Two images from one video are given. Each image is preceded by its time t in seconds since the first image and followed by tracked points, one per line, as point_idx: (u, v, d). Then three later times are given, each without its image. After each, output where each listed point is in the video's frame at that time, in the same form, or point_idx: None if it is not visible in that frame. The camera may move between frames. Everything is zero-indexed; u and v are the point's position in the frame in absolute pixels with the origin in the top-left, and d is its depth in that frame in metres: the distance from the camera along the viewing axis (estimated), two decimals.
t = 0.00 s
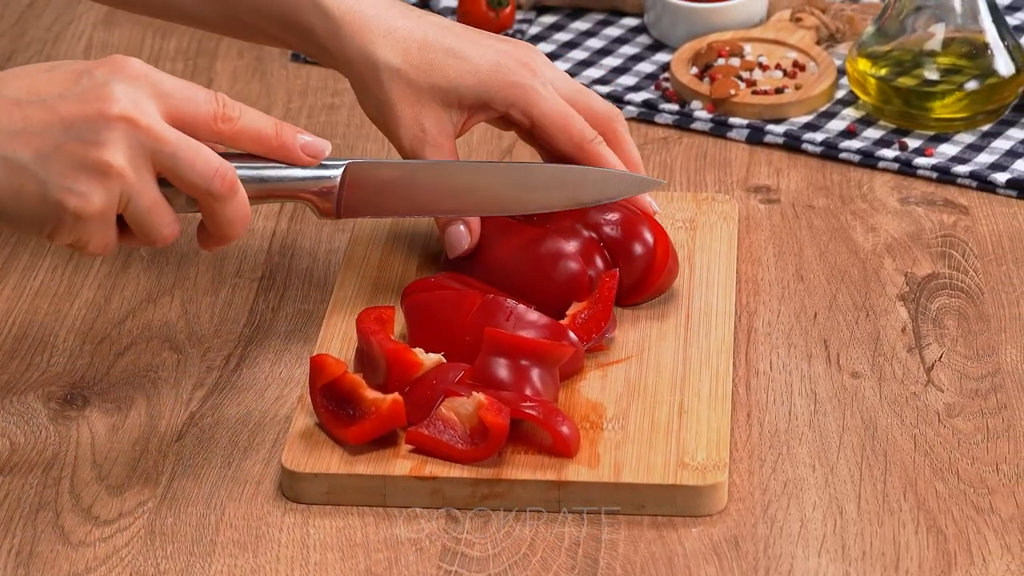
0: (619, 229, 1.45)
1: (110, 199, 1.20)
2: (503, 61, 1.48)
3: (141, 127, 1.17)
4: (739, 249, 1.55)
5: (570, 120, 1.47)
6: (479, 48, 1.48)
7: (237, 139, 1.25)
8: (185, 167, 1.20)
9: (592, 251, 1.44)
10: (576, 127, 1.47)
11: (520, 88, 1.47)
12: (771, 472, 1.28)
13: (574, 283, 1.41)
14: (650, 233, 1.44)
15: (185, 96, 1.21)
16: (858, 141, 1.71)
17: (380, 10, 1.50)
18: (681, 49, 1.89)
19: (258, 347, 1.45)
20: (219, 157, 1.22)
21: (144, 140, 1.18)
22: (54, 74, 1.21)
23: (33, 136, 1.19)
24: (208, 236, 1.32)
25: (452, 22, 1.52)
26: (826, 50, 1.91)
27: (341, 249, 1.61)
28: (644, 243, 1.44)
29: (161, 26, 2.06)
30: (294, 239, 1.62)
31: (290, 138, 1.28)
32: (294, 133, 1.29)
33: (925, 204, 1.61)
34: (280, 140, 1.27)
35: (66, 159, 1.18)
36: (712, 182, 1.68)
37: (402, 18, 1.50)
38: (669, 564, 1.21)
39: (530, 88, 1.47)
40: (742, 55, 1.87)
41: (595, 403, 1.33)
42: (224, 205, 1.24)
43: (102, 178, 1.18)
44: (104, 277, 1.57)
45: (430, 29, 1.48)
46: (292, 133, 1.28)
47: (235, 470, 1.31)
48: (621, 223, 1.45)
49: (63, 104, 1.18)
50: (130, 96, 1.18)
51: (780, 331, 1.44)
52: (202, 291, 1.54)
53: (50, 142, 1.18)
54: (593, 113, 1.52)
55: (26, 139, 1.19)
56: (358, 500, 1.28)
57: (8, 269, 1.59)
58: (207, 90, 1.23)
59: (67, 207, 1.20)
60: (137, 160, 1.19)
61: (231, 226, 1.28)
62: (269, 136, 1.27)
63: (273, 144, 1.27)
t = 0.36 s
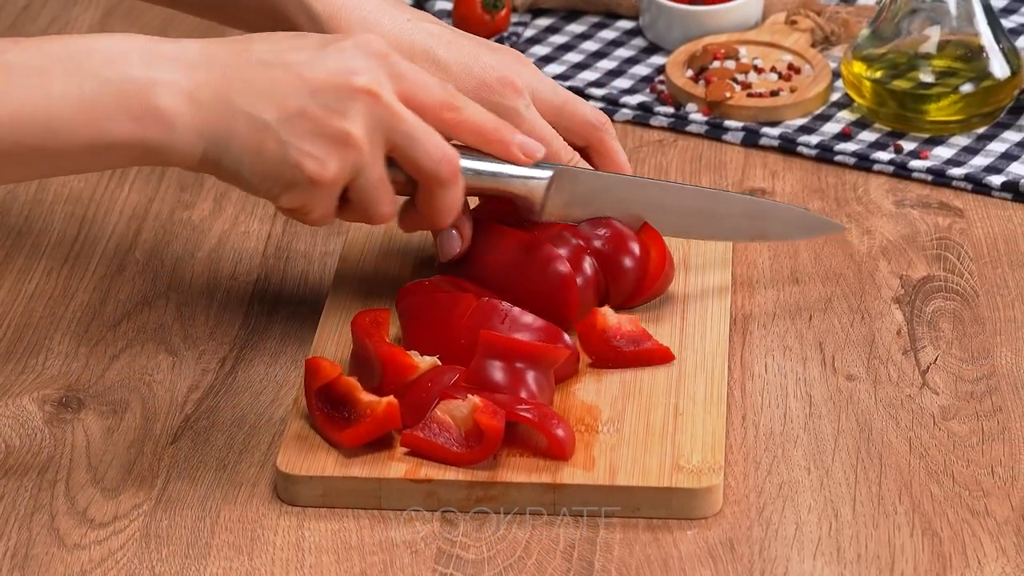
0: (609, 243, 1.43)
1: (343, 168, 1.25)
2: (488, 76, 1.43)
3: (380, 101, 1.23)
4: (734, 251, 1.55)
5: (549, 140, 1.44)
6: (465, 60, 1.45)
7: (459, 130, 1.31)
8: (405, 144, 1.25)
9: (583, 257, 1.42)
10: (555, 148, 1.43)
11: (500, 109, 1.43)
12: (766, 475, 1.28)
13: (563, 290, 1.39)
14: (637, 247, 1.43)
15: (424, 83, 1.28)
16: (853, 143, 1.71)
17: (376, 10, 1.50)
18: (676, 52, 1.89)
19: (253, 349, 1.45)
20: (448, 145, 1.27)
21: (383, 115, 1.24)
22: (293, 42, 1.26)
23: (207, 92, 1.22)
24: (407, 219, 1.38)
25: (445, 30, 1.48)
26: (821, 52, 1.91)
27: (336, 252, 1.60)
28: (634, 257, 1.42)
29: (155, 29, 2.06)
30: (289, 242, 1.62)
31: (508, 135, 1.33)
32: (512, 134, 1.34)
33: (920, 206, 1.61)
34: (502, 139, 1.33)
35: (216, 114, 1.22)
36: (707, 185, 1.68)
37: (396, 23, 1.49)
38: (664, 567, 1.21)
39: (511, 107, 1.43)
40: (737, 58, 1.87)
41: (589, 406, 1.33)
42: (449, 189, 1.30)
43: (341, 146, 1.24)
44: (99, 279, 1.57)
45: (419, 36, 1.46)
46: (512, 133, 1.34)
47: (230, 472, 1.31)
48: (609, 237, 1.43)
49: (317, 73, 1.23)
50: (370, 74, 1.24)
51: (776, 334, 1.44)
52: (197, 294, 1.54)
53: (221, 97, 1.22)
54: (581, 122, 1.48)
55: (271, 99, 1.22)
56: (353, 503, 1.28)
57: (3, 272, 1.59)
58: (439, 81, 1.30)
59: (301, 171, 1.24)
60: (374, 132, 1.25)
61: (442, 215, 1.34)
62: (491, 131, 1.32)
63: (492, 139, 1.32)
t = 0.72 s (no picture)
0: (597, 243, 1.43)
1: (203, 188, 1.17)
2: (476, 86, 1.42)
3: (252, 126, 1.16)
4: (729, 254, 1.56)
5: (540, 151, 1.43)
6: (454, 69, 1.42)
7: (333, 157, 1.23)
8: (286, 173, 1.19)
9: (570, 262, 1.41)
10: (543, 156, 1.43)
11: (490, 121, 1.42)
12: (761, 477, 1.28)
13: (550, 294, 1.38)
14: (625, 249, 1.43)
15: (294, 107, 1.20)
16: (848, 146, 1.71)
17: (364, 17, 1.45)
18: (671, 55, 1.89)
19: (249, 352, 1.45)
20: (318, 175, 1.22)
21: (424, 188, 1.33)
22: (179, 54, 1.18)
23: (71, 95, 1.13)
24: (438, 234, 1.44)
25: (434, 39, 1.45)
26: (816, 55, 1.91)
27: (331, 254, 1.60)
28: (622, 257, 1.43)
29: (150, 32, 2.06)
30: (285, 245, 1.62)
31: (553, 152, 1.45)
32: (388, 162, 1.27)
33: (915, 209, 1.61)
34: (377, 166, 1.26)
35: (81, 118, 1.13)
36: (702, 188, 1.68)
37: (385, 30, 1.45)
38: (659, 570, 1.21)
39: (499, 117, 1.42)
40: (732, 61, 1.87)
41: (585, 409, 1.33)
42: (309, 218, 1.24)
43: (204, 165, 1.16)
44: (95, 282, 1.57)
45: (408, 46, 1.43)
46: (389, 163, 1.27)
47: (225, 474, 1.31)
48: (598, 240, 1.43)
49: (185, 85, 1.15)
50: (246, 96, 1.17)
51: (771, 336, 1.44)
52: (193, 297, 1.54)
53: (90, 101, 1.13)
54: (570, 129, 1.48)
55: (138, 109, 1.13)
56: (348, 505, 1.28)
57: None
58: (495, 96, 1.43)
59: (159, 186, 1.16)
60: (240, 157, 1.17)
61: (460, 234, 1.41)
62: (365, 160, 1.25)
63: (366, 168, 1.25)
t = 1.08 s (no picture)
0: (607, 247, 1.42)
1: (36, 231, 1.20)
2: (463, 91, 1.43)
3: (84, 169, 1.17)
4: (724, 256, 1.56)
5: (529, 155, 1.42)
6: (441, 76, 1.44)
7: (181, 194, 1.24)
8: (120, 214, 1.20)
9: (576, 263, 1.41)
10: (533, 161, 1.42)
11: (477, 124, 1.43)
12: (756, 480, 1.28)
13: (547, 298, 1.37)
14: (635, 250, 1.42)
15: (133, 146, 1.20)
16: (844, 149, 1.71)
17: (352, 28, 1.48)
18: (666, 57, 1.89)
19: (244, 355, 1.45)
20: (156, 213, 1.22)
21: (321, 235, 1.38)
22: (15, 98, 1.21)
23: None
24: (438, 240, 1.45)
25: (421, 48, 1.47)
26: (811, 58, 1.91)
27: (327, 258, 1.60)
28: (631, 261, 1.42)
29: (146, 34, 2.06)
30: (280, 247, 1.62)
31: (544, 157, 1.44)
32: (235, 196, 1.28)
33: (910, 212, 1.61)
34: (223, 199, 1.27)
35: None
36: (698, 190, 1.68)
37: (373, 41, 1.47)
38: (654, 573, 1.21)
39: (487, 121, 1.42)
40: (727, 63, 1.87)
41: (580, 411, 1.33)
42: (151, 257, 1.24)
43: (34, 212, 1.19)
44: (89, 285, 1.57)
45: (395, 54, 1.45)
46: (236, 196, 1.28)
47: (220, 477, 1.31)
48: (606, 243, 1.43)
49: (14, 132, 1.18)
50: (81, 139, 1.19)
51: (766, 339, 1.44)
52: (188, 300, 1.54)
53: None
54: (560, 134, 1.48)
55: None
56: (343, 508, 1.28)
57: None
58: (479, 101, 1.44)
59: None
60: (70, 199, 1.19)
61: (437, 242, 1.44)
62: (211, 194, 1.26)
63: (212, 202, 1.26)
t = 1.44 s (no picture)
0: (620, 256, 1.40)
1: (63, 332, 1.28)
2: (454, 88, 1.43)
3: (100, 279, 1.23)
4: (719, 259, 1.56)
5: (522, 149, 1.43)
6: (431, 73, 1.44)
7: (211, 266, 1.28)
8: (143, 305, 1.25)
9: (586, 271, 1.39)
10: (526, 155, 1.43)
11: (468, 119, 1.43)
12: (751, 483, 1.28)
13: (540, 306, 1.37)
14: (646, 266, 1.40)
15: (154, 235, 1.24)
16: (838, 152, 1.71)
17: (341, 26, 1.48)
18: (661, 60, 1.89)
19: (238, 358, 1.45)
20: (178, 298, 1.27)
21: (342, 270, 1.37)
22: (28, 194, 1.23)
23: None
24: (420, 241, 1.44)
25: (410, 48, 1.48)
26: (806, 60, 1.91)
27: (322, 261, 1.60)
28: (645, 274, 1.39)
29: (141, 37, 2.06)
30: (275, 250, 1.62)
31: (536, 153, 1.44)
32: (268, 254, 1.29)
33: (905, 215, 1.61)
34: (254, 262, 1.28)
35: None
36: (693, 193, 1.68)
37: (363, 39, 1.47)
38: None
39: (479, 117, 1.43)
40: (722, 66, 1.87)
41: (575, 414, 1.33)
42: (178, 335, 1.30)
43: (58, 320, 1.26)
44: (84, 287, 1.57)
45: (385, 52, 1.45)
46: (269, 255, 1.29)
47: (215, 480, 1.31)
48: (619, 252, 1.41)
49: (27, 241, 1.22)
50: (99, 246, 1.23)
51: (761, 342, 1.44)
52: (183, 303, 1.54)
53: None
54: (550, 135, 1.49)
55: None
56: (337, 511, 1.28)
57: None
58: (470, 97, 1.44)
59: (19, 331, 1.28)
60: (91, 302, 1.25)
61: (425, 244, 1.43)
62: (240, 264, 1.28)
63: (242, 270, 1.28)
